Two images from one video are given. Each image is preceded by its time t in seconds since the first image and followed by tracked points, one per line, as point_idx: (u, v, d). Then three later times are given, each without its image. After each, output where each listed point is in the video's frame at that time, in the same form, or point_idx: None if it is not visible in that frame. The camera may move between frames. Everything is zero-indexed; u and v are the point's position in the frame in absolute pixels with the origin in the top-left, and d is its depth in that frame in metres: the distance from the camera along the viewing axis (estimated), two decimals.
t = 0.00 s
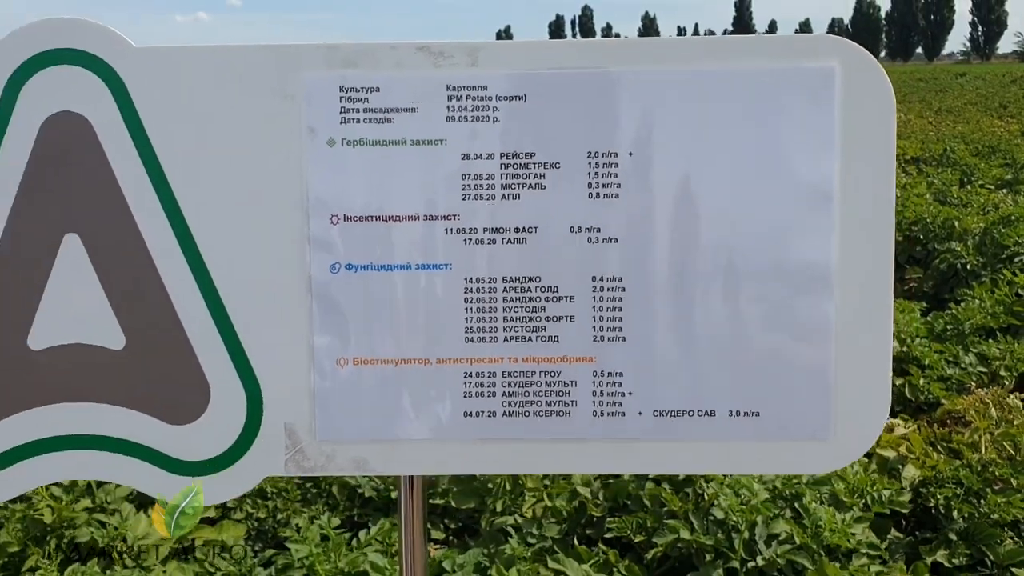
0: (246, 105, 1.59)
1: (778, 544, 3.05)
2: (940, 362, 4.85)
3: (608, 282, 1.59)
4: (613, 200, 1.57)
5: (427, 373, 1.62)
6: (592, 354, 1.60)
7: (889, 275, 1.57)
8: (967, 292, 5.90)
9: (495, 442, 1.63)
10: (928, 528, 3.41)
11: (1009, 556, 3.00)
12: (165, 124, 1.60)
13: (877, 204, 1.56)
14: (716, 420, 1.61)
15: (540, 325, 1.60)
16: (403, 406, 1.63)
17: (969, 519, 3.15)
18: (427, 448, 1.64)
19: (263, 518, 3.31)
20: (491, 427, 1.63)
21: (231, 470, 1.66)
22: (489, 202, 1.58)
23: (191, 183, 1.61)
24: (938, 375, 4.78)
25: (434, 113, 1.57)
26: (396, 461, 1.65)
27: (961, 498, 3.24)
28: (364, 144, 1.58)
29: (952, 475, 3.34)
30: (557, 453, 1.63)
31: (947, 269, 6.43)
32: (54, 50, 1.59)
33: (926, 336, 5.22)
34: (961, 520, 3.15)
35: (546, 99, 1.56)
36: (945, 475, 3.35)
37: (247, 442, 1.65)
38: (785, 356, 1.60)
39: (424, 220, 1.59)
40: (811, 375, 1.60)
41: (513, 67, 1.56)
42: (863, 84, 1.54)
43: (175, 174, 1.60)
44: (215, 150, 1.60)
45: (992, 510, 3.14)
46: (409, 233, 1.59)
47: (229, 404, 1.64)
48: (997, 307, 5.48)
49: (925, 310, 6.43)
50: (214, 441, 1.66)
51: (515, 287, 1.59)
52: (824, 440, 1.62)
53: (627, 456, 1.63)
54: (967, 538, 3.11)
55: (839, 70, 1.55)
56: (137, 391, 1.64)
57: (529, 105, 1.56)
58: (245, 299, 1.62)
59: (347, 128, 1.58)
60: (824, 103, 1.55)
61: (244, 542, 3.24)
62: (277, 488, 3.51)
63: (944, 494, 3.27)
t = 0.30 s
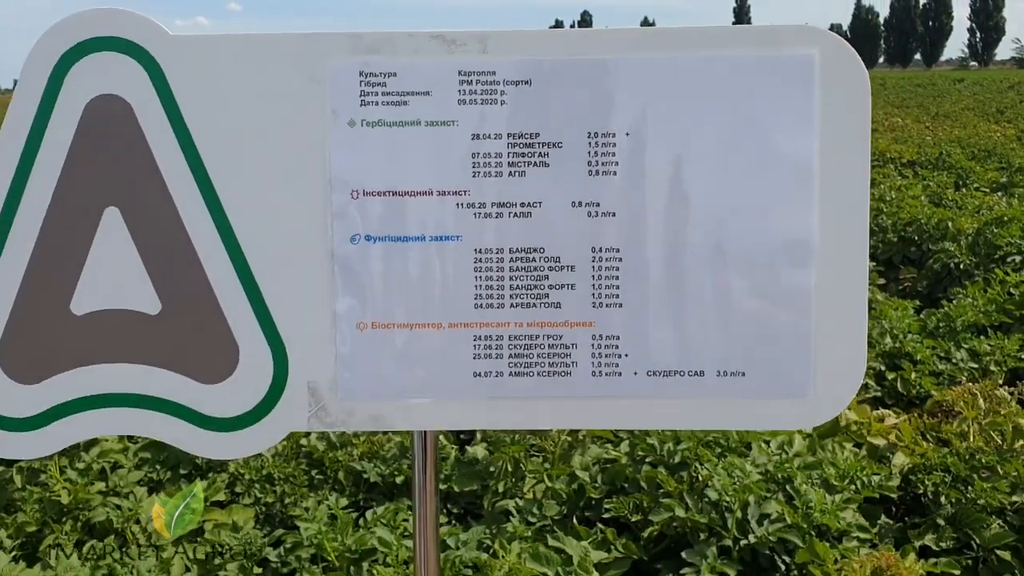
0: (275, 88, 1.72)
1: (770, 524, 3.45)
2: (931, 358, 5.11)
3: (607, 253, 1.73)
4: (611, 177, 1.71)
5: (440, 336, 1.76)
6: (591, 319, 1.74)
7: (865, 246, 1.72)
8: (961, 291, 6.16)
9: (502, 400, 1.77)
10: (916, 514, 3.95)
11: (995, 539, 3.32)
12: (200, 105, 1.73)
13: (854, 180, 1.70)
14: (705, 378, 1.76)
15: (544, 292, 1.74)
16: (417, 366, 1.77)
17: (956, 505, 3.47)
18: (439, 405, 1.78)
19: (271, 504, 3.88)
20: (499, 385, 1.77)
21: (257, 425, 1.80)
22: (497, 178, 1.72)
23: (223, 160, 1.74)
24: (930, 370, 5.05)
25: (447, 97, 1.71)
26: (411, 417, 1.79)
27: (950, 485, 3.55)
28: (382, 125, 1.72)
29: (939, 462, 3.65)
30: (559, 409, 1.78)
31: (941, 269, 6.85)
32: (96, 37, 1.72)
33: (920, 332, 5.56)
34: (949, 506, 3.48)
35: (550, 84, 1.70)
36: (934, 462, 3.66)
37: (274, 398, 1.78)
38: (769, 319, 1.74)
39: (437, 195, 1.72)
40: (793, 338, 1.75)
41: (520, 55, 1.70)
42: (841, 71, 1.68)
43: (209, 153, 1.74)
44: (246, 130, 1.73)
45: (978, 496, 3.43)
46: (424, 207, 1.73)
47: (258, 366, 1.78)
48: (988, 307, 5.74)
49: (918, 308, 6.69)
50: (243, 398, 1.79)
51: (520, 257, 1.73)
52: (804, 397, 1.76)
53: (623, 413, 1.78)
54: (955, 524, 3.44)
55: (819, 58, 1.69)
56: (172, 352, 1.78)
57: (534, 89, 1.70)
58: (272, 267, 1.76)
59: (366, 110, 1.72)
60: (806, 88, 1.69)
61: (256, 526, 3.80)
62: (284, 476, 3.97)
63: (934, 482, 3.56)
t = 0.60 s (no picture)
0: (293, 94, 1.87)
1: (757, 513, 3.61)
2: (919, 360, 5.28)
3: (598, 248, 1.88)
4: (602, 178, 1.87)
5: (444, 323, 1.91)
6: (583, 308, 1.89)
7: (834, 242, 1.88)
8: (948, 295, 6.36)
9: (501, 383, 1.92)
10: (900, 509, 4.11)
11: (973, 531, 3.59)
12: (223, 110, 1.88)
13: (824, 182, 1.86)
14: (687, 364, 1.91)
15: (540, 283, 1.89)
16: (423, 352, 1.92)
17: (938, 499, 3.76)
18: (443, 388, 1.93)
19: (275, 497, 4.02)
20: (498, 369, 1.92)
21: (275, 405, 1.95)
22: (497, 179, 1.87)
23: (245, 161, 1.89)
24: (917, 371, 5.22)
25: (451, 104, 1.86)
26: (417, 398, 1.94)
27: (930, 479, 3.84)
28: (392, 129, 1.87)
29: (922, 459, 3.95)
30: (553, 391, 1.93)
31: (930, 274, 7.17)
32: (130, 48, 1.87)
33: (907, 335, 5.77)
34: (929, 499, 3.76)
35: (546, 92, 1.85)
36: (916, 459, 3.96)
37: (291, 381, 1.94)
38: (746, 309, 1.90)
39: (442, 194, 1.87)
40: (768, 326, 1.90)
41: (519, 65, 1.85)
42: (813, 82, 1.84)
43: (233, 155, 1.89)
44: (267, 134, 1.88)
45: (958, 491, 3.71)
46: (431, 205, 1.88)
47: (276, 351, 1.93)
48: (977, 313, 5.91)
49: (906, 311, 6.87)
50: (261, 381, 1.94)
51: (519, 251, 1.88)
52: (778, 381, 1.92)
53: (613, 395, 1.93)
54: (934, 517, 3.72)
55: (792, 70, 1.84)
56: (197, 338, 1.93)
57: (532, 97, 1.85)
58: (290, 259, 1.91)
59: (377, 116, 1.87)
60: (780, 97, 1.85)
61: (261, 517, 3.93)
62: (288, 470, 4.10)
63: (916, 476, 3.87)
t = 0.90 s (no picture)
0: (298, 93, 1.97)
1: (739, 503, 3.73)
2: (899, 358, 5.42)
3: (588, 240, 1.98)
4: (591, 174, 1.97)
5: (441, 311, 2.01)
6: (574, 298, 2.00)
7: (809, 235, 1.99)
8: (928, 296, 6.51)
9: (495, 367, 2.03)
10: (879, 502, 4.22)
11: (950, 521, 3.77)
12: (231, 108, 1.98)
13: (801, 179, 1.97)
14: (671, 350, 2.02)
15: (533, 274, 1.99)
16: (422, 338, 2.02)
17: (915, 491, 3.96)
18: (441, 372, 2.03)
19: (267, 490, 4.06)
20: (492, 355, 2.02)
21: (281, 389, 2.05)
22: (492, 174, 1.97)
23: (252, 156, 1.99)
24: (898, 369, 5.36)
25: (449, 103, 1.96)
26: (416, 383, 2.04)
27: (908, 471, 4.07)
28: (392, 126, 1.97)
29: (901, 452, 4.18)
30: (544, 375, 2.03)
31: (911, 274, 7.35)
32: (141, 49, 1.97)
33: (887, 334, 5.92)
34: (908, 492, 3.97)
35: (538, 92, 1.96)
36: (895, 452, 4.20)
37: (296, 365, 2.04)
38: (727, 298, 2.01)
39: (440, 188, 1.97)
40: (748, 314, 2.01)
41: (513, 66, 1.95)
42: (790, 84, 1.95)
43: (241, 151, 1.99)
44: (273, 131, 1.98)
45: (936, 483, 3.91)
46: (429, 198, 1.98)
47: (282, 338, 2.03)
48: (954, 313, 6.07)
49: (886, 312, 7.03)
50: (268, 365, 2.04)
51: (513, 243, 1.98)
52: (756, 366, 2.04)
53: (602, 380, 2.04)
54: (913, 508, 3.92)
55: (771, 73, 1.96)
56: (206, 325, 2.02)
57: (525, 97, 1.96)
58: (295, 250, 2.00)
59: (378, 114, 1.96)
60: (760, 98, 1.96)
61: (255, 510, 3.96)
62: (279, 464, 4.17)
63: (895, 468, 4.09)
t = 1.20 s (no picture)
0: (302, 90, 2.05)
1: (724, 492, 3.84)
2: (881, 355, 5.55)
3: (580, 233, 2.08)
4: (583, 168, 2.06)
5: (439, 300, 2.09)
6: (566, 288, 2.09)
7: (790, 227, 2.10)
8: (911, 293, 6.64)
9: (491, 354, 2.11)
10: (861, 493, 4.34)
11: (929, 512, 3.91)
12: (238, 104, 2.06)
13: (782, 174, 2.08)
14: (659, 337, 2.12)
15: (527, 264, 2.08)
16: (420, 326, 2.10)
17: (896, 482, 4.09)
18: (438, 359, 2.11)
19: (260, 482, 4.14)
20: (488, 342, 2.11)
21: (285, 375, 2.14)
22: (488, 168, 2.06)
23: (257, 150, 2.07)
24: (880, 365, 5.49)
25: (447, 100, 2.05)
26: (415, 369, 2.12)
27: (890, 463, 4.18)
28: (392, 122, 2.05)
29: (881, 444, 4.27)
30: (538, 362, 2.12)
31: (893, 273, 7.50)
32: (150, 47, 2.04)
33: (869, 331, 6.04)
34: (889, 482, 4.10)
35: (532, 90, 2.05)
36: (875, 444, 4.29)
37: (299, 353, 2.12)
38: (712, 288, 2.10)
39: (438, 181, 2.06)
40: (733, 302, 2.11)
41: (508, 65, 2.04)
42: (772, 83, 2.05)
43: (247, 145, 2.07)
44: (278, 126, 2.06)
45: (917, 475, 4.04)
46: (428, 192, 2.06)
47: (285, 326, 2.11)
48: (935, 311, 6.20)
49: (869, 309, 7.16)
50: (272, 353, 2.13)
51: (508, 235, 2.07)
52: (740, 352, 2.14)
53: (592, 366, 2.13)
54: (893, 499, 4.05)
55: (755, 74, 2.06)
56: (213, 313, 2.11)
57: (519, 95, 2.05)
58: (299, 241, 2.09)
59: (379, 110, 2.05)
60: (744, 97, 2.06)
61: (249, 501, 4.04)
62: (273, 457, 4.19)
63: (876, 460, 4.20)
